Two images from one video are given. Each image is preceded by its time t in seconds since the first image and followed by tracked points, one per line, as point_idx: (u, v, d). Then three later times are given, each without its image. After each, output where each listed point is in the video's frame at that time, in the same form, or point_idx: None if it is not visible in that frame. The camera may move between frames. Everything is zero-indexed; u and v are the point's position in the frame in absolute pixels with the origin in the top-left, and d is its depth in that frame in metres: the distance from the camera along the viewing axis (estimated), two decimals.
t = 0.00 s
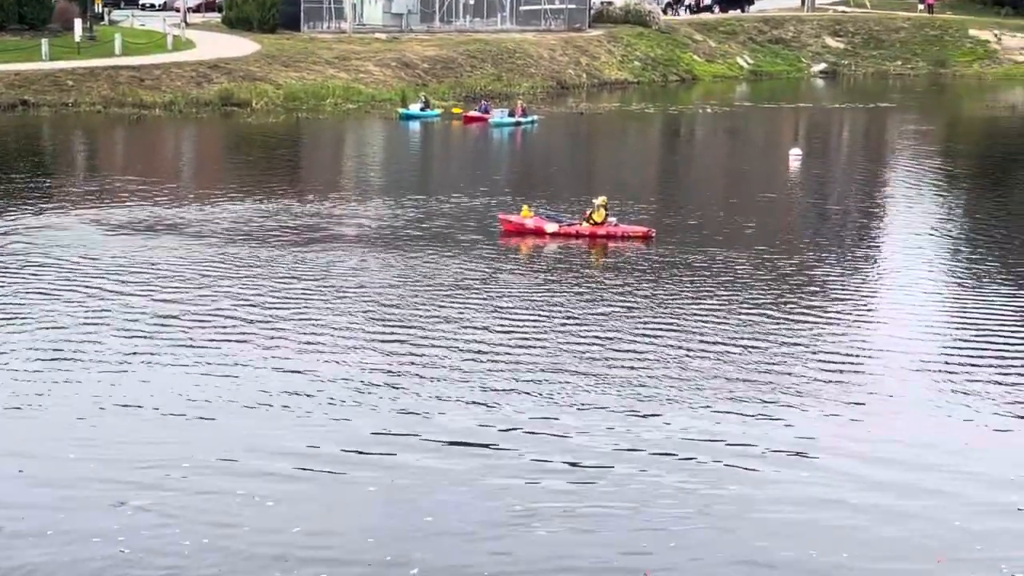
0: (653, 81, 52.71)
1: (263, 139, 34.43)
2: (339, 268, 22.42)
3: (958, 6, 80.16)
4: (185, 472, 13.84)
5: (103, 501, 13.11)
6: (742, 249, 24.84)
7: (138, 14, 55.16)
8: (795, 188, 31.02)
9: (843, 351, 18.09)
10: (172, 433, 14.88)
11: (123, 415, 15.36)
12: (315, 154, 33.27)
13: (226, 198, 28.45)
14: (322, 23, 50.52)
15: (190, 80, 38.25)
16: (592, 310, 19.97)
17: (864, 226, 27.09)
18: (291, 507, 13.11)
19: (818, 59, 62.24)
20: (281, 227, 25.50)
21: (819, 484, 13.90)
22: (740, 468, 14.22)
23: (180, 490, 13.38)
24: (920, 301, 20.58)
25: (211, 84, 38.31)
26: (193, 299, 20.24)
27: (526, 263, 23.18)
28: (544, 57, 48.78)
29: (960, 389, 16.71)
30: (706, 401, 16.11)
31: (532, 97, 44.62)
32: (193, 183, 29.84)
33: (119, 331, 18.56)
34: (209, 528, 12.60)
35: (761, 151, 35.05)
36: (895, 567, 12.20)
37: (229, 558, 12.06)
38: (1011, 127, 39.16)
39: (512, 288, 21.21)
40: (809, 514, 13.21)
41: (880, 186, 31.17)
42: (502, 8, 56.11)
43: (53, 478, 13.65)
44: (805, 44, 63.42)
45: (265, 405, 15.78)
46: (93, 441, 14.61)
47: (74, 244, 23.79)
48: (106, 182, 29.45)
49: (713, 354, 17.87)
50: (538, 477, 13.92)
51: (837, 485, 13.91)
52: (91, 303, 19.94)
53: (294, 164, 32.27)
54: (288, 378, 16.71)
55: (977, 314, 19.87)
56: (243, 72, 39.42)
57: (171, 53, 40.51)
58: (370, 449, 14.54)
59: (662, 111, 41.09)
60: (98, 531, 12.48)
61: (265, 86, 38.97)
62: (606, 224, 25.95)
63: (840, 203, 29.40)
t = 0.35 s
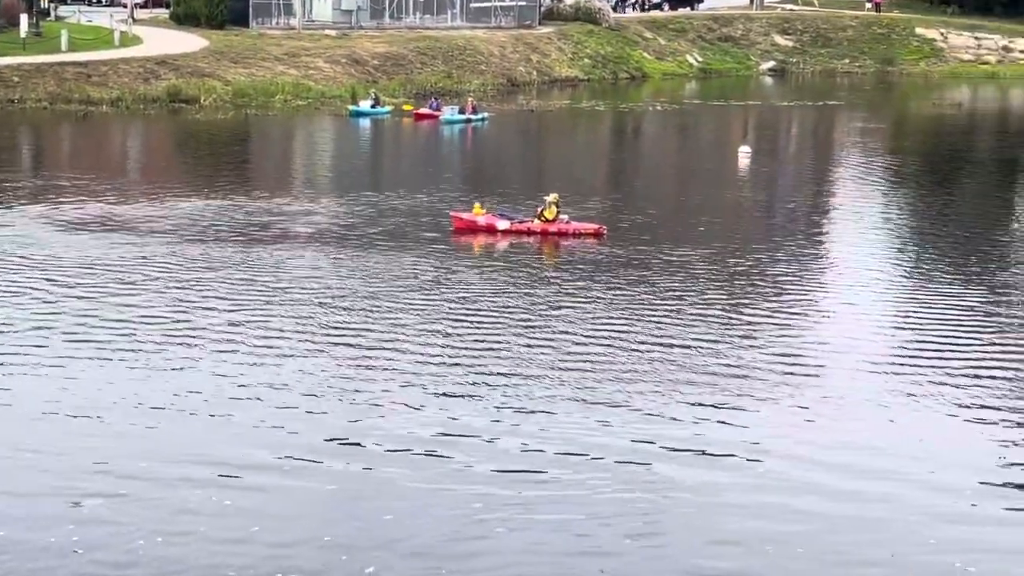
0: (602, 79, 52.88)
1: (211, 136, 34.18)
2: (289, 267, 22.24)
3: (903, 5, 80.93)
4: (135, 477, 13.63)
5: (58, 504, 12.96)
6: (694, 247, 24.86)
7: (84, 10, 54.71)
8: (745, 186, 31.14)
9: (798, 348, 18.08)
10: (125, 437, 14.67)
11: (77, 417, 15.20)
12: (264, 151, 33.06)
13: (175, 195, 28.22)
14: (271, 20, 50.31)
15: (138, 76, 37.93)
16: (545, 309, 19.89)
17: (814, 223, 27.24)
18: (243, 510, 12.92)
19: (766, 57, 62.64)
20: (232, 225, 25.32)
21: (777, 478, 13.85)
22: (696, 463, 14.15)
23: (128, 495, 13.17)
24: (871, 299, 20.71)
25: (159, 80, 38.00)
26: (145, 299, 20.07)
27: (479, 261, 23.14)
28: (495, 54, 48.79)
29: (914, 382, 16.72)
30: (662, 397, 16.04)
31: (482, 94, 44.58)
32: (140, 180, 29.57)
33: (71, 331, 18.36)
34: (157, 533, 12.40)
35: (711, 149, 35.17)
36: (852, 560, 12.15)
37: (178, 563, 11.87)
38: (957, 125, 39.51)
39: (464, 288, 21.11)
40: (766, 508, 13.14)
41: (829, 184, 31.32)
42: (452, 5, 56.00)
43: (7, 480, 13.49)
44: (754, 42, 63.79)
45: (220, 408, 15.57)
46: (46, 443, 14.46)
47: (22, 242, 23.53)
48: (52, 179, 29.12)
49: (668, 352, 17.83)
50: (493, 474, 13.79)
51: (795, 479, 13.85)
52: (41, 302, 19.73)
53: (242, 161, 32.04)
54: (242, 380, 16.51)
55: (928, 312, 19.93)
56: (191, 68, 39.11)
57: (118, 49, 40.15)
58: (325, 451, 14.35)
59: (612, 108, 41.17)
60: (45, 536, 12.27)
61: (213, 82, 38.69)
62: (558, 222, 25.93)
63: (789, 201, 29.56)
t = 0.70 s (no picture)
0: (553, 78, 52.99)
1: (160, 134, 33.90)
2: (241, 268, 22.08)
3: (850, 5, 81.68)
4: (89, 478, 13.48)
5: (14, 504, 12.81)
6: (647, 246, 24.92)
7: (30, 7, 54.17)
8: (695, 185, 31.27)
9: (755, 348, 18.15)
10: (81, 438, 14.50)
11: (32, 418, 15.04)
12: (213, 150, 32.81)
13: (124, 194, 27.96)
14: (220, 18, 50.02)
15: (85, 74, 37.58)
16: (499, 309, 19.86)
17: (766, 222, 27.42)
18: (198, 511, 12.80)
19: (716, 56, 62.98)
20: (184, 224, 25.14)
21: (735, 476, 13.86)
22: (654, 462, 14.14)
23: (81, 497, 13.02)
24: (824, 299, 20.86)
25: (106, 78, 37.67)
26: (97, 299, 19.87)
27: (433, 260, 23.10)
28: (446, 53, 48.74)
29: (870, 383, 16.79)
30: (620, 397, 16.04)
31: (433, 93, 44.51)
32: (88, 180, 29.28)
33: (23, 332, 18.15)
34: (110, 534, 12.27)
35: (662, 148, 35.33)
36: (808, 555, 12.18)
37: (131, 565, 11.74)
38: (905, 125, 39.92)
39: (417, 288, 21.04)
40: (723, 505, 13.16)
41: (779, 184, 31.48)
42: (403, 4, 55.75)
43: None
44: (704, 42, 64.10)
45: (178, 409, 15.41)
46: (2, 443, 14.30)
47: None
48: None
49: (625, 352, 17.84)
50: (451, 474, 13.74)
51: (754, 477, 13.87)
52: None
53: (191, 160, 31.80)
54: (199, 381, 16.36)
55: (881, 312, 20.04)
56: (139, 67, 38.80)
57: (64, 47, 39.75)
58: (283, 453, 14.23)
59: (564, 107, 41.29)
60: None
61: (162, 80, 38.40)
62: (510, 220, 25.91)
63: (739, 200, 29.71)
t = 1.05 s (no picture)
0: (507, 78, 53.08)
1: (112, 134, 33.65)
2: (196, 269, 21.95)
3: (802, 5, 82.27)
4: (49, 481, 13.38)
5: None
6: (603, 245, 25.02)
7: None
8: (649, 184, 31.39)
9: (713, 349, 18.25)
10: (42, 443, 14.39)
11: None
12: (164, 150, 32.57)
13: (76, 194, 27.73)
14: (171, 17, 49.75)
15: (36, 73, 37.26)
16: (456, 311, 19.83)
17: (720, 221, 27.59)
18: (160, 513, 12.74)
19: (669, 56, 63.25)
20: (138, 225, 25.00)
21: (696, 476, 13.94)
22: (616, 462, 14.20)
23: (39, 500, 12.88)
24: (780, 299, 21.01)
25: (57, 77, 37.36)
26: (53, 301, 19.73)
27: (389, 260, 23.08)
28: (399, 52, 48.68)
29: (827, 383, 16.86)
30: (581, 400, 16.03)
31: (387, 93, 44.42)
32: (39, 180, 29.00)
33: None
34: (70, 535, 12.20)
35: (616, 147, 35.47)
36: (767, 552, 12.21)
37: (89, 568, 11.65)
38: (856, 125, 40.28)
39: (375, 289, 20.98)
40: (682, 505, 13.17)
41: (732, 184, 31.65)
42: (356, 3, 55.66)
43: None
44: (657, 42, 64.35)
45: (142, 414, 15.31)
46: None
47: None
48: None
49: (584, 355, 17.85)
50: (413, 474, 13.74)
51: (715, 477, 13.94)
52: None
53: (144, 159, 31.57)
54: (160, 387, 16.21)
55: (836, 312, 20.21)
56: (90, 66, 38.51)
57: (14, 46, 39.37)
58: (246, 456, 14.13)
59: (518, 106, 41.39)
60: None
61: (113, 79, 38.13)
62: (466, 221, 25.88)
63: (692, 199, 29.86)
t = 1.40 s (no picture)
0: (465, 77, 53.11)
1: (67, 134, 33.39)
2: (155, 270, 21.87)
3: (759, 5, 82.72)
4: (11, 485, 13.28)
5: None
6: (564, 246, 25.07)
7: None
8: (607, 184, 31.46)
9: (676, 349, 18.33)
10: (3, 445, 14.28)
11: None
12: (119, 150, 32.31)
13: (31, 194, 27.49)
14: (127, 16, 49.44)
15: None
16: (417, 312, 19.84)
17: (679, 221, 27.70)
18: (123, 516, 12.68)
19: (627, 56, 63.42)
20: (96, 226, 24.84)
21: (660, 477, 14.01)
22: (580, 463, 14.24)
23: (1, 504, 12.80)
24: (740, 299, 21.13)
25: (11, 77, 37.04)
26: (11, 303, 19.58)
27: (349, 261, 23.03)
28: (357, 52, 48.55)
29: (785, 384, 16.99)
30: (541, 401, 16.08)
31: (345, 93, 44.31)
32: None
33: None
34: (33, 539, 12.13)
35: (574, 147, 35.56)
36: (729, 553, 12.32)
37: (51, 571, 11.59)
38: (812, 125, 40.55)
39: (335, 290, 20.95)
40: (645, 506, 13.25)
41: (690, 184, 31.78)
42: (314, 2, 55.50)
43: None
44: (615, 42, 64.53)
45: (105, 416, 15.21)
46: None
47: None
48: None
49: (545, 356, 17.89)
50: (378, 476, 13.74)
51: (678, 478, 14.01)
52: None
53: (99, 160, 31.33)
54: (121, 388, 16.12)
55: (796, 313, 20.35)
56: (45, 66, 38.22)
57: None
58: (208, 458, 14.08)
59: (476, 106, 41.41)
60: None
61: (68, 79, 37.85)
62: (424, 221, 25.87)
63: (650, 199, 29.96)
